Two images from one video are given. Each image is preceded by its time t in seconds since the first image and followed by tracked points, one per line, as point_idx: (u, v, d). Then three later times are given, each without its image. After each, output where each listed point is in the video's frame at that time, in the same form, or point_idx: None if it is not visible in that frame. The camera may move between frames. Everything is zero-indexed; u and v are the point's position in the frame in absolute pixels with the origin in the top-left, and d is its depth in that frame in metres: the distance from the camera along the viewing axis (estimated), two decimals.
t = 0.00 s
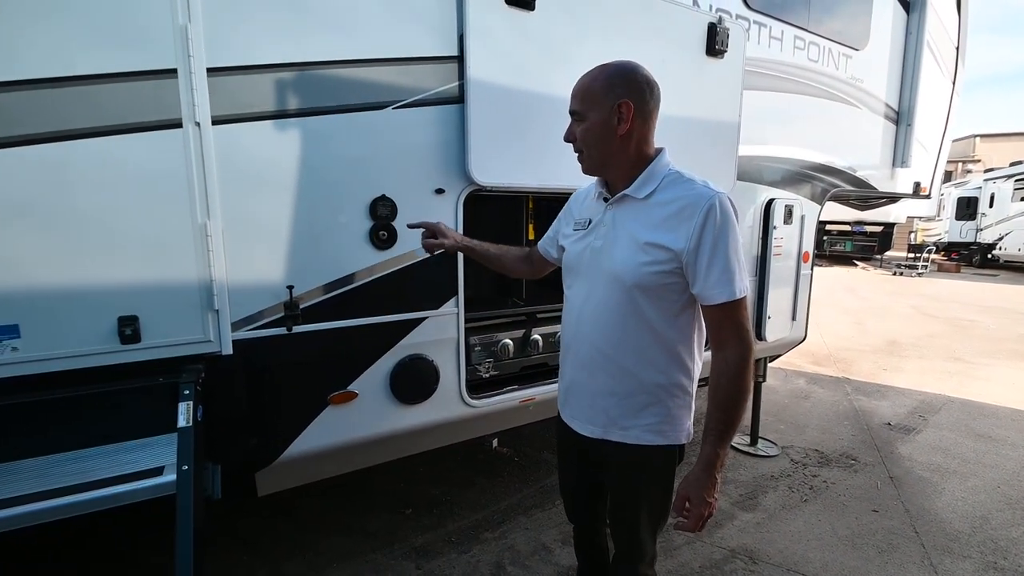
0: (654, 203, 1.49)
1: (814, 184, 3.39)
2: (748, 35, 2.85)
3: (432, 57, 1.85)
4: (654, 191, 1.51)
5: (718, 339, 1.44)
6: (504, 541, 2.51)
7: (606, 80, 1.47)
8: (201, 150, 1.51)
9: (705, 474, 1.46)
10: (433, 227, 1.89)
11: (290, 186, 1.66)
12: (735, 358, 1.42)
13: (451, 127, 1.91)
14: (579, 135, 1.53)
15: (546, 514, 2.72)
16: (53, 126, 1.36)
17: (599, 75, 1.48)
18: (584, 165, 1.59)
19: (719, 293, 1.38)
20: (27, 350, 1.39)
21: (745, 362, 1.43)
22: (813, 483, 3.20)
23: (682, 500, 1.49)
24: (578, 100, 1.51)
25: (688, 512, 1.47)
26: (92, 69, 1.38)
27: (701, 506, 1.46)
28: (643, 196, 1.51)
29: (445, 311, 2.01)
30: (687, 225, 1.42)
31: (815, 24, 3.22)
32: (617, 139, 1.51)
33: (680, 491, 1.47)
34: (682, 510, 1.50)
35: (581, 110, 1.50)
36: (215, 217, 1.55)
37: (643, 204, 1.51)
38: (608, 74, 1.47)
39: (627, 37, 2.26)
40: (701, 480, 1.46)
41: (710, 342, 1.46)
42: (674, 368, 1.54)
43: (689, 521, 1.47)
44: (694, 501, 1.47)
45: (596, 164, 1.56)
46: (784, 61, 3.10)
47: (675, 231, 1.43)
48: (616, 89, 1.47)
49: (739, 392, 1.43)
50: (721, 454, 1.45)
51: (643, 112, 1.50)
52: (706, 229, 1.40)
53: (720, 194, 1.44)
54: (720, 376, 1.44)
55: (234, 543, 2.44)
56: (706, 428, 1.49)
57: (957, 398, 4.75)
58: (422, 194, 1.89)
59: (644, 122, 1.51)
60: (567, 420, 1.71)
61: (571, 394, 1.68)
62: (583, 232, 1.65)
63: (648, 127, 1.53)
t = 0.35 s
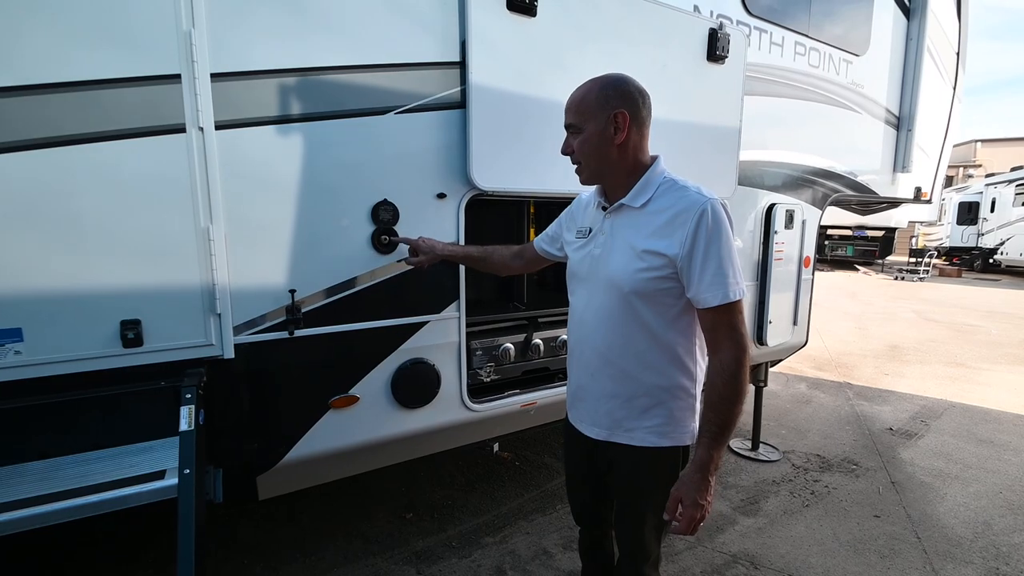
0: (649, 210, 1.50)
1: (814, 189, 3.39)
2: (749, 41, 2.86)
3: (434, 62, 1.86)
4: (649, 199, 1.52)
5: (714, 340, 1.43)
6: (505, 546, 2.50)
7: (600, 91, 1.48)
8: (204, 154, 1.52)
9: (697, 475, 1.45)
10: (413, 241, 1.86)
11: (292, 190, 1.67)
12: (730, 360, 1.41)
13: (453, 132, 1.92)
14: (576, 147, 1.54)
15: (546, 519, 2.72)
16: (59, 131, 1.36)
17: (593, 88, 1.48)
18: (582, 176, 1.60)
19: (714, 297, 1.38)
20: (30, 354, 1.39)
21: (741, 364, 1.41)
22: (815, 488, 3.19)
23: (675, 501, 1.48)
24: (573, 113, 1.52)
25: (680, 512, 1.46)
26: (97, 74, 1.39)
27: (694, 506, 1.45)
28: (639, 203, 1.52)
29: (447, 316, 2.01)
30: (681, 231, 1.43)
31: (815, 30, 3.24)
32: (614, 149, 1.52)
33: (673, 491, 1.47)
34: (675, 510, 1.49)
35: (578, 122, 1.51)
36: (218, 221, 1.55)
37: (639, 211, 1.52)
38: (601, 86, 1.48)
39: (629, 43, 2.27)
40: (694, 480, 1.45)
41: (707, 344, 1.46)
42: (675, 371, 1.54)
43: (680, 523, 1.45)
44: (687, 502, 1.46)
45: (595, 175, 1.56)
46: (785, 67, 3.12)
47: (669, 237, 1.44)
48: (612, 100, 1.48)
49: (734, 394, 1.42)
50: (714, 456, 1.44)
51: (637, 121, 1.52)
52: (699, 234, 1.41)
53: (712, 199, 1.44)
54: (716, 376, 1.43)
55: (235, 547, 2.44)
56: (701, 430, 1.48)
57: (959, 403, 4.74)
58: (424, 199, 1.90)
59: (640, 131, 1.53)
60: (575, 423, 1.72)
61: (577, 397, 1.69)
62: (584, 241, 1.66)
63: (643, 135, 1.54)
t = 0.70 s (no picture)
0: (649, 211, 1.50)
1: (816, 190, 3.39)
2: (751, 41, 2.85)
3: (435, 63, 1.86)
4: (648, 201, 1.52)
5: (714, 336, 1.44)
6: (506, 546, 2.50)
7: (595, 95, 1.49)
8: (206, 154, 1.52)
9: (703, 466, 1.45)
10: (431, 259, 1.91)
11: (294, 190, 1.67)
12: (730, 355, 1.42)
13: (455, 132, 1.92)
14: (574, 151, 1.54)
15: (546, 519, 2.72)
16: (60, 131, 1.37)
17: (588, 92, 1.49)
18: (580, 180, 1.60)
19: (714, 295, 1.39)
20: (31, 353, 1.39)
21: (740, 357, 1.42)
22: (815, 489, 3.19)
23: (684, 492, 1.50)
24: (569, 118, 1.52)
25: (688, 503, 1.46)
26: (100, 74, 1.39)
27: (701, 496, 1.46)
28: (638, 205, 1.52)
29: (449, 316, 2.01)
30: (681, 231, 1.43)
31: (817, 31, 3.23)
32: (612, 151, 1.52)
33: (681, 482, 1.48)
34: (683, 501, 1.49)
35: (574, 126, 1.51)
36: (219, 221, 1.55)
37: (638, 212, 1.52)
38: (596, 90, 1.49)
39: (631, 43, 2.27)
40: (700, 471, 1.46)
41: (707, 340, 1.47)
42: (676, 368, 1.54)
43: (689, 512, 1.47)
44: (694, 493, 1.46)
45: (594, 178, 1.57)
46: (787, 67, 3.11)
47: (670, 237, 1.44)
48: (606, 102, 1.49)
49: (734, 389, 1.43)
50: (718, 448, 1.44)
51: (632, 122, 1.53)
52: (698, 234, 1.41)
53: (710, 199, 1.45)
54: (716, 372, 1.44)
55: (236, 547, 2.44)
56: (704, 423, 1.48)
57: (960, 405, 4.74)
58: (426, 199, 1.90)
59: (635, 131, 1.54)
60: (579, 421, 1.72)
61: (581, 395, 1.69)
62: (585, 242, 1.66)
63: (638, 136, 1.56)
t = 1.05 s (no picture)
0: (642, 210, 1.52)
1: (816, 192, 3.39)
2: (751, 44, 2.86)
3: (437, 64, 1.86)
4: (641, 199, 1.53)
5: (706, 329, 1.45)
6: (506, 547, 2.50)
7: (595, 97, 1.52)
8: (206, 154, 1.51)
9: (697, 456, 1.46)
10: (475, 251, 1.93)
11: (295, 190, 1.67)
12: (722, 348, 1.43)
13: (456, 133, 1.92)
14: (573, 151, 1.55)
15: (547, 521, 2.71)
16: (61, 130, 1.36)
17: (588, 94, 1.52)
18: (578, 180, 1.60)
19: (707, 287, 1.40)
20: (30, 354, 1.39)
21: (733, 348, 1.43)
22: (815, 491, 3.19)
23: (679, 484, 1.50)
24: (570, 118, 1.54)
25: (683, 493, 1.48)
26: (100, 74, 1.39)
27: (694, 486, 1.47)
28: (631, 204, 1.53)
29: (449, 317, 2.01)
30: (674, 226, 1.45)
31: (817, 33, 3.24)
32: (610, 151, 1.53)
33: (676, 473, 1.49)
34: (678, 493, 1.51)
35: (574, 126, 1.53)
36: (219, 222, 1.55)
37: (632, 211, 1.53)
38: (596, 92, 1.52)
39: (632, 45, 2.27)
40: (695, 462, 1.47)
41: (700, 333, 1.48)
42: (673, 362, 1.55)
43: (684, 503, 1.48)
44: (690, 484, 1.48)
45: (592, 177, 1.57)
46: (787, 70, 3.12)
47: (663, 232, 1.46)
48: (605, 103, 1.51)
49: (727, 380, 1.44)
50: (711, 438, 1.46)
51: (630, 125, 1.55)
52: (690, 229, 1.43)
53: (701, 196, 1.47)
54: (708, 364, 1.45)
55: (235, 548, 2.43)
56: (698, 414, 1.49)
57: (960, 407, 4.74)
58: (426, 200, 1.89)
59: (632, 133, 1.55)
60: (577, 419, 1.72)
61: (580, 394, 1.69)
62: (580, 243, 1.67)
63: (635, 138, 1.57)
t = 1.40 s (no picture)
0: (631, 213, 1.55)
1: (815, 194, 3.39)
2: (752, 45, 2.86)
3: (438, 64, 1.86)
4: (629, 203, 1.57)
5: (702, 317, 1.49)
6: (505, 548, 2.49)
7: (577, 107, 1.53)
8: (206, 154, 1.51)
9: (693, 438, 1.49)
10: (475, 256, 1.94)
11: (294, 191, 1.66)
12: (719, 334, 1.47)
13: (456, 133, 1.92)
14: (559, 161, 1.56)
15: (546, 521, 2.71)
16: (60, 129, 1.36)
17: (570, 104, 1.53)
18: (566, 191, 1.62)
19: (704, 280, 1.44)
20: (29, 353, 1.38)
21: (729, 334, 1.48)
22: (814, 492, 3.19)
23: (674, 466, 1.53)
24: (553, 129, 1.54)
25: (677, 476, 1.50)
26: (100, 73, 1.39)
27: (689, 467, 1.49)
28: (621, 209, 1.56)
29: (449, 317, 2.00)
30: (666, 226, 1.49)
31: (817, 35, 3.24)
32: (595, 159, 1.56)
33: (671, 455, 1.51)
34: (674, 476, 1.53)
35: (561, 138, 1.53)
36: (219, 221, 1.55)
37: (621, 215, 1.57)
38: (577, 101, 1.53)
39: (632, 46, 2.27)
40: (691, 444, 1.49)
41: (696, 322, 1.51)
42: (675, 355, 1.59)
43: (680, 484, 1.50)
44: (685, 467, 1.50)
45: (578, 186, 1.59)
46: (787, 71, 3.12)
47: (657, 233, 1.49)
48: (588, 113, 1.53)
49: (722, 364, 1.48)
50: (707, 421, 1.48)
51: (610, 132, 1.58)
52: (683, 227, 1.47)
53: (685, 193, 1.51)
54: (705, 349, 1.49)
55: (233, 548, 2.42)
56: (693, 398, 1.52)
57: (959, 409, 4.74)
58: (426, 200, 1.89)
59: (613, 140, 1.59)
60: (585, 420, 1.73)
61: (586, 398, 1.70)
62: (574, 251, 1.69)
63: (614, 145, 1.61)
